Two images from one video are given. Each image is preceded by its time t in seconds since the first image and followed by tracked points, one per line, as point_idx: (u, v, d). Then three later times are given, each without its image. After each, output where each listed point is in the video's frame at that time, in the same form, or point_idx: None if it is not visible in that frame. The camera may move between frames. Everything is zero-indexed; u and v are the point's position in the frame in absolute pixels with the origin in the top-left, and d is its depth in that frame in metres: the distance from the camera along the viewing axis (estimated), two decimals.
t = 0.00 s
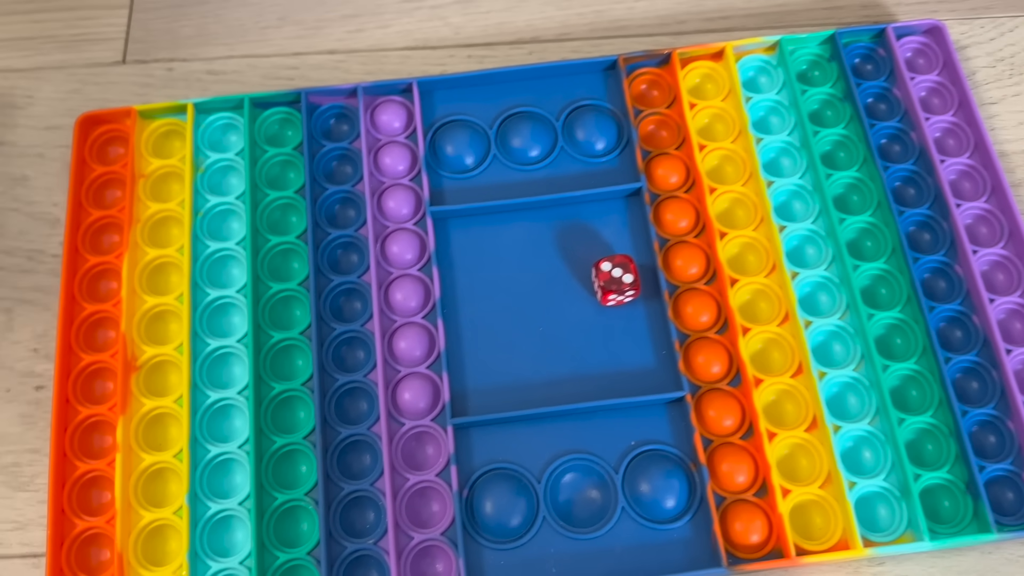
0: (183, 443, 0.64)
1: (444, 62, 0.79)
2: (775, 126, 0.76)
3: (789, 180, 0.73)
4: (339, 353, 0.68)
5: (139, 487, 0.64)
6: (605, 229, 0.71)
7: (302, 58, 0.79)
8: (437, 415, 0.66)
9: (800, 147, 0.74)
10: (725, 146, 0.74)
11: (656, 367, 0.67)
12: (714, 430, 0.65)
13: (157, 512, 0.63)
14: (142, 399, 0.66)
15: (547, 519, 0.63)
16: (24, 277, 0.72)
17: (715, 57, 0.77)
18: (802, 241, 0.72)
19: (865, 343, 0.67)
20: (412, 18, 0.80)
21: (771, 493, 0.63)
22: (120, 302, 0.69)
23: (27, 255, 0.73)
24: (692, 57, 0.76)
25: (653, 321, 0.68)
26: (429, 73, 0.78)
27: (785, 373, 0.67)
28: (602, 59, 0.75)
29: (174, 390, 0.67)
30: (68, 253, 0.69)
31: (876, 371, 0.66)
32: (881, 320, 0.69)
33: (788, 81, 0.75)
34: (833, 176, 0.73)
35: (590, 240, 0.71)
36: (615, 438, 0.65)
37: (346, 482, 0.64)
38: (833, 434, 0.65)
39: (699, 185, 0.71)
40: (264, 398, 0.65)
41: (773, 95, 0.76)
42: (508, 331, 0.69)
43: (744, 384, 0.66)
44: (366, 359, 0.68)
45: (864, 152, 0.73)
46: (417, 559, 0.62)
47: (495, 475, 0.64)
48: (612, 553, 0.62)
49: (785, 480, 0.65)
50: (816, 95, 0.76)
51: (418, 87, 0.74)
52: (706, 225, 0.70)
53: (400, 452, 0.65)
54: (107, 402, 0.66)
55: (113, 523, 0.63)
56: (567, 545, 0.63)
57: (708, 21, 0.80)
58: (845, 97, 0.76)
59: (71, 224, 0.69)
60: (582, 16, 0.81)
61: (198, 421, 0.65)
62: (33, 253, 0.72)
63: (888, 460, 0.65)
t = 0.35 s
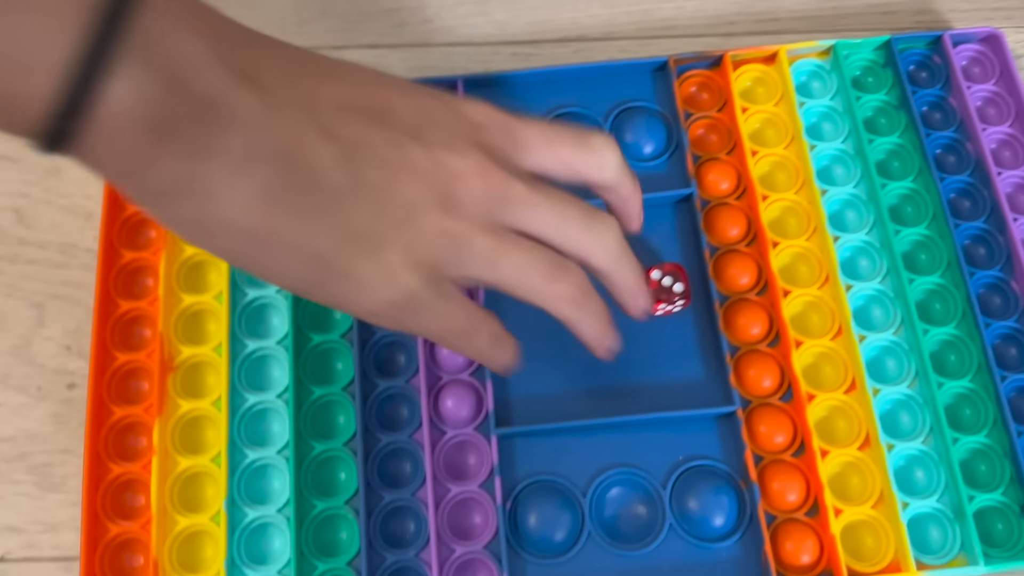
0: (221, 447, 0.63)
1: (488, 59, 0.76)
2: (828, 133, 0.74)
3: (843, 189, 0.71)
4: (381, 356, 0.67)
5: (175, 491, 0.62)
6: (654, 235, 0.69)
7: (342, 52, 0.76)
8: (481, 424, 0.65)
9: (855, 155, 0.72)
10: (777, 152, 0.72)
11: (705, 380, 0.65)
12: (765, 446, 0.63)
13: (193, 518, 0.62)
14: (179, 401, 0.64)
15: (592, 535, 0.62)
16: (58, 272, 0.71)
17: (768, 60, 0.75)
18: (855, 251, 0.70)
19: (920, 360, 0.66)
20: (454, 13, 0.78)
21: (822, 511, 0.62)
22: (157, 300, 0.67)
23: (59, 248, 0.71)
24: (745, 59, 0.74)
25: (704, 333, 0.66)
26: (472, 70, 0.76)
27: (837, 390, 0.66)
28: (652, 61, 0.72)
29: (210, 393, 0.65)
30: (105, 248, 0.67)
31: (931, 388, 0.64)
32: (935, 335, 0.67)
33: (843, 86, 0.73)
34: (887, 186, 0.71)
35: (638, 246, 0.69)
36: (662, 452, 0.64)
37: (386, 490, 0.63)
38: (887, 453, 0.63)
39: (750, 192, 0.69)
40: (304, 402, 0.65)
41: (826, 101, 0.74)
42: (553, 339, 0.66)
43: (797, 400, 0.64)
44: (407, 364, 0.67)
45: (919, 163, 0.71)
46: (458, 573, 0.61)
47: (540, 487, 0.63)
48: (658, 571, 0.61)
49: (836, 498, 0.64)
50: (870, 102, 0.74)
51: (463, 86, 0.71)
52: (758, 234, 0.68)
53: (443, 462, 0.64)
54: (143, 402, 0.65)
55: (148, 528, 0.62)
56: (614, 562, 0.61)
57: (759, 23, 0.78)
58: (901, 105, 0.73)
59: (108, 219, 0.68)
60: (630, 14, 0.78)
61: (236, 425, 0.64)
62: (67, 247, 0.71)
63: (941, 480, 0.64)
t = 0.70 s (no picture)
0: (303, 460, 0.64)
1: (561, 78, 0.77)
2: (903, 157, 0.74)
3: (919, 215, 0.71)
4: (455, 375, 0.68)
5: (257, 503, 0.64)
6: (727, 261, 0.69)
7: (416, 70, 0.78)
8: (554, 445, 0.65)
9: (932, 181, 0.72)
10: (853, 177, 0.72)
11: (779, 406, 0.66)
12: (839, 474, 0.64)
13: (275, 529, 0.63)
14: (261, 414, 0.66)
15: (666, 558, 0.63)
16: (140, 284, 0.72)
17: (844, 83, 0.75)
18: (931, 278, 0.70)
19: (997, 390, 0.65)
20: (528, 31, 0.78)
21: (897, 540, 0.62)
22: (238, 315, 0.68)
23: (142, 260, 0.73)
24: (822, 81, 0.74)
25: (777, 358, 0.67)
26: (546, 89, 0.76)
27: (912, 419, 0.65)
28: (727, 81, 0.73)
29: (292, 407, 0.66)
30: (189, 262, 0.69)
31: (1008, 419, 0.64)
32: (1011, 365, 0.67)
33: (921, 111, 0.73)
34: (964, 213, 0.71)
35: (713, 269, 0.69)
36: (735, 476, 0.64)
37: (462, 508, 0.64)
38: (962, 484, 0.63)
39: (827, 217, 0.69)
40: (382, 418, 0.66)
41: (902, 125, 0.74)
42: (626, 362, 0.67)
43: (873, 428, 0.64)
44: (482, 383, 0.67)
45: (997, 190, 0.71)
46: None
47: (612, 510, 0.64)
48: None
49: (909, 527, 0.63)
50: (946, 127, 0.74)
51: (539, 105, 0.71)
52: (835, 259, 0.69)
53: (517, 481, 0.65)
54: (225, 415, 0.66)
55: (231, 538, 0.63)
56: None
57: (833, 45, 0.78)
58: (978, 131, 0.73)
59: (191, 233, 0.69)
60: (704, 33, 0.78)
61: (317, 438, 0.65)
62: (149, 259, 0.73)
63: (1016, 513, 0.63)
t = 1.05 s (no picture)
0: (376, 419, 0.65)
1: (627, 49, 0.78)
2: (972, 132, 0.74)
3: (988, 189, 0.71)
4: (524, 338, 0.68)
5: (331, 461, 0.64)
6: (797, 231, 0.70)
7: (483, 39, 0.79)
8: (625, 410, 0.66)
9: (1002, 156, 0.72)
10: (923, 151, 0.72)
11: (851, 375, 0.66)
12: (911, 443, 0.64)
13: (349, 487, 0.63)
14: (335, 374, 0.66)
15: (739, 524, 0.63)
16: (210, 246, 0.73)
17: (913, 57, 0.75)
18: (1001, 252, 0.70)
19: None
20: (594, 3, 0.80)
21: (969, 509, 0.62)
22: (311, 276, 0.69)
23: (211, 222, 0.74)
24: (891, 55, 0.74)
25: (848, 327, 0.67)
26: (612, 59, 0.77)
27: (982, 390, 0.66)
28: (796, 54, 0.73)
29: (365, 368, 0.67)
30: (260, 224, 0.69)
31: None
32: None
33: (991, 86, 0.73)
34: None
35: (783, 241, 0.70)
36: (805, 444, 0.65)
37: (534, 470, 0.64)
38: None
39: (898, 189, 0.70)
40: (453, 380, 0.66)
41: (971, 100, 0.74)
42: (697, 329, 0.68)
43: (945, 398, 0.65)
44: (551, 346, 0.67)
45: None
46: (604, 552, 0.62)
47: (683, 475, 0.64)
48: (805, 563, 0.62)
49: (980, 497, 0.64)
50: (1016, 103, 0.73)
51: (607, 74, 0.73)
52: (906, 231, 0.69)
53: (588, 446, 0.65)
54: (299, 375, 0.67)
55: (305, 495, 0.64)
56: (760, 550, 0.62)
57: (899, 20, 0.79)
58: None
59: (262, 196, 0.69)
60: (770, 6, 0.79)
61: (390, 399, 0.65)
62: (220, 222, 0.73)
63: None
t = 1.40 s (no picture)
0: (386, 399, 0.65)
1: (641, 31, 0.78)
2: (988, 118, 0.73)
3: (1003, 174, 0.71)
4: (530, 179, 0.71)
5: (340, 440, 0.64)
6: (812, 215, 0.69)
7: (497, 20, 0.78)
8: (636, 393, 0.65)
9: (1017, 142, 0.72)
10: (938, 135, 0.72)
11: (864, 358, 0.65)
12: (923, 428, 0.64)
13: (359, 466, 0.64)
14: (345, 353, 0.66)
15: (748, 506, 0.62)
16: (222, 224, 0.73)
17: (929, 42, 0.75)
18: (1015, 239, 0.70)
19: None
20: None
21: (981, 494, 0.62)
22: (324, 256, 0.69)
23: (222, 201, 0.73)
24: (906, 40, 0.74)
25: (861, 311, 0.67)
26: (626, 42, 0.77)
27: (995, 375, 0.65)
28: (813, 37, 0.72)
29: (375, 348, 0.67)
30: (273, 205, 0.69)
31: None
32: None
33: (1007, 72, 0.73)
34: None
35: (796, 224, 0.69)
36: (817, 428, 0.64)
37: (543, 451, 0.64)
38: None
39: (913, 173, 0.69)
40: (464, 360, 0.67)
41: (987, 86, 0.74)
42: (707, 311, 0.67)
43: (957, 383, 0.64)
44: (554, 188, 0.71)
45: None
46: (613, 534, 0.62)
47: (694, 456, 0.63)
48: (814, 545, 0.61)
49: (992, 483, 0.63)
50: None
51: (622, 56, 0.73)
52: (920, 216, 0.69)
53: (597, 427, 0.65)
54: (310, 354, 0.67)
55: (314, 473, 0.64)
56: (770, 534, 0.62)
57: (916, 6, 0.78)
58: None
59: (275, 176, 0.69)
60: None
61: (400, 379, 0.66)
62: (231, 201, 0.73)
63: None
